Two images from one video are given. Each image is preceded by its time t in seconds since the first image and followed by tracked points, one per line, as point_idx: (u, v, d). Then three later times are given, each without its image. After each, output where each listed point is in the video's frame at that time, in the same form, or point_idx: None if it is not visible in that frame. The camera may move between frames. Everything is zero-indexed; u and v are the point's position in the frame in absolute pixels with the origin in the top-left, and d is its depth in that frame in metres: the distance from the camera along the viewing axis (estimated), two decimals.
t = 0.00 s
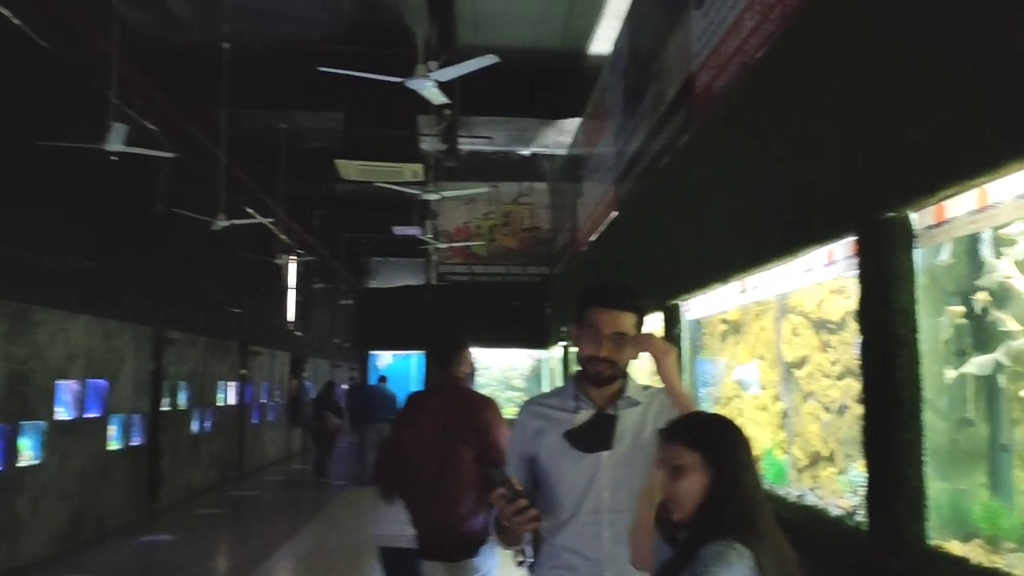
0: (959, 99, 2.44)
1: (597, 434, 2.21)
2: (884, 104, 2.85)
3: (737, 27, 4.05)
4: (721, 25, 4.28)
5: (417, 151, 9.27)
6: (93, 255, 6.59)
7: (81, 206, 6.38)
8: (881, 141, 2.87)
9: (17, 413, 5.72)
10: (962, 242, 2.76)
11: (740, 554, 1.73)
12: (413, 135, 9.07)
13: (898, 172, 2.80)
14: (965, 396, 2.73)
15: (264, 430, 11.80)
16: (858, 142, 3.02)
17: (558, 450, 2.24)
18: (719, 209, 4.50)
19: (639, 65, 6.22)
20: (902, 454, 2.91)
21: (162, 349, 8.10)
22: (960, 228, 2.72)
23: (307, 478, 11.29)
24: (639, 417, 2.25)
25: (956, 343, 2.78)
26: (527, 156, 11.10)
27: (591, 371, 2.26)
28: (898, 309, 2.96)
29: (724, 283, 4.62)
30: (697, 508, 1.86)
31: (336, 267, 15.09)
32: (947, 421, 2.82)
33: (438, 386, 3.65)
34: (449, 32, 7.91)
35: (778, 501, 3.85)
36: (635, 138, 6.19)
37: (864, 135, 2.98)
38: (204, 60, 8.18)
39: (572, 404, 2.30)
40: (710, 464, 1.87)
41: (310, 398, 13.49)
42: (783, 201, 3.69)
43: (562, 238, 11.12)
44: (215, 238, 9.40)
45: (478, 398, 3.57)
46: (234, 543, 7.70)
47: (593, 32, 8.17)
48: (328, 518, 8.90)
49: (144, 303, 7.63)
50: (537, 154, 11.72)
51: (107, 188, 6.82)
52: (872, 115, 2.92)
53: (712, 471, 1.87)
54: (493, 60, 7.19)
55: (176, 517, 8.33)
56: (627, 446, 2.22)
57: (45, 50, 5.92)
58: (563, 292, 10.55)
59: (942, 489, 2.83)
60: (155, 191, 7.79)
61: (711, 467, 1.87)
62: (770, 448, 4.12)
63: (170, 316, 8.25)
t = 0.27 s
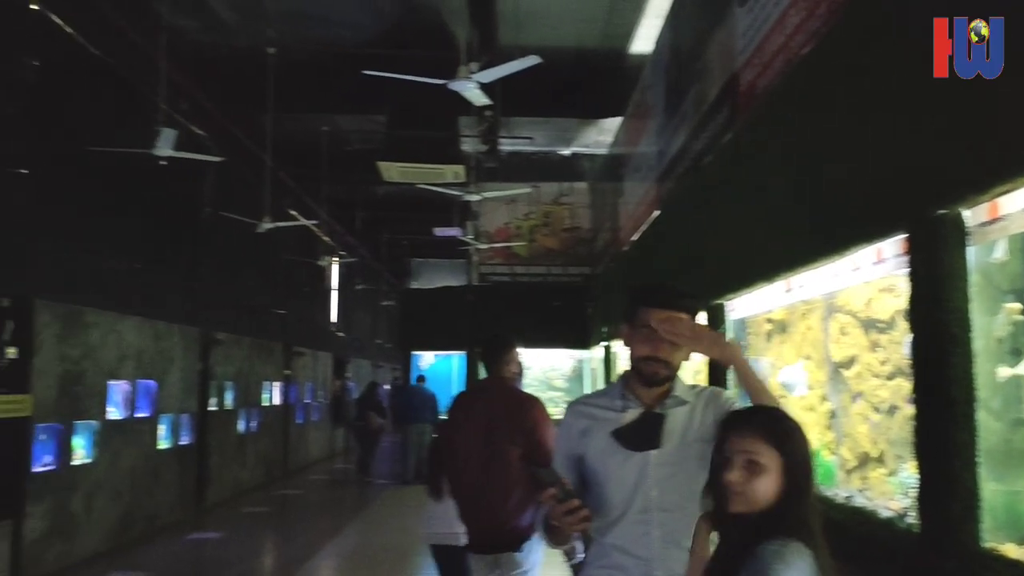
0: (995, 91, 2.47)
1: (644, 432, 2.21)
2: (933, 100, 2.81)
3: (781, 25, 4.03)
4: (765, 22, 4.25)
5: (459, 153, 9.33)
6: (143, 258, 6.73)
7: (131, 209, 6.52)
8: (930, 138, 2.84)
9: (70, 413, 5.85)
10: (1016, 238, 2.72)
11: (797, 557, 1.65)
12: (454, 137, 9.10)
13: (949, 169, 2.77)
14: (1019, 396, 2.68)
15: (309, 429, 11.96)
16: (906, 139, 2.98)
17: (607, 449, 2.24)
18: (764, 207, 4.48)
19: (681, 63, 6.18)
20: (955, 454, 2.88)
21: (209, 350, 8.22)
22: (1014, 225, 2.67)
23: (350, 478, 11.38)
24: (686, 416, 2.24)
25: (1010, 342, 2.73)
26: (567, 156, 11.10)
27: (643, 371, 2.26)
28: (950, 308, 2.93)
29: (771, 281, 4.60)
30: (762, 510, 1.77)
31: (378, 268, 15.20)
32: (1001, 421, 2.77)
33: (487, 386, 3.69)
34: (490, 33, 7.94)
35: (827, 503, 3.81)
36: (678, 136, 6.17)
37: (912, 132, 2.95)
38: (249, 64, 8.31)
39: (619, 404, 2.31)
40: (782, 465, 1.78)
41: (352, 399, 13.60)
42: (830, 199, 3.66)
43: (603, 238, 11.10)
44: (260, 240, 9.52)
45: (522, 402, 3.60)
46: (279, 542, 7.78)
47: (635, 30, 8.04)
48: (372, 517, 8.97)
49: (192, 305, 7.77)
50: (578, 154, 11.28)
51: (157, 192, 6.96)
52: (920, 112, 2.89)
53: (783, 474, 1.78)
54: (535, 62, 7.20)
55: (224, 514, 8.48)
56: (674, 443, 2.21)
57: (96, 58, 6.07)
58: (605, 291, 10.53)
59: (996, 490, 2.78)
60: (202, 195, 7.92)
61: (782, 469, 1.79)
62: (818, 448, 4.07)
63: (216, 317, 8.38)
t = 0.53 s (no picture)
0: (995, 89, 2.69)
1: (688, 434, 2.19)
2: (981, 102, 2.76)
3: (824, 26, 3.99)
4: (807, 23, 4.21)
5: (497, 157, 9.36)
6: (187, 262, 6.85)
7: (176, 215, 6.64)
8: (977, 140, 2.79)
9: (118, 415, 5.97)
10: None
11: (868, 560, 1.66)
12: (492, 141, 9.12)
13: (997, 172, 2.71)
14: None
15: (348, 432, 12.06)
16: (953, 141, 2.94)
17: (651, 451, 2.22)
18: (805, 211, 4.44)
19: (720, 66, 6.15)
20: (1005, 462, 2.82)
21: (250, 353, 8.33)
22: None
23: (389, 481, 11.43)
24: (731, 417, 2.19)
25: None
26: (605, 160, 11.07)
27: (692, 376, 2.23)
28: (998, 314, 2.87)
29: (813, 285, 4.50)
30: (817, 518, 1.76)
31: (416, 273, 15.28)
32: None
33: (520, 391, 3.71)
34: (528, 38, 7.96)
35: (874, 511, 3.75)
36: (718, 139, 6.13)
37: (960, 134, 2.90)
38: (289, 71, 8.42)
39: (665, 407, 2.28)
40: (833, 473, 1.77)
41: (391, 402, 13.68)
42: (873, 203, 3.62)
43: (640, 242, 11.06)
44: (300, 245, 9.63)
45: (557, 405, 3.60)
46: (320, 543, 7.84)
47: (673, 32, 8.00)
48: (410, 520, 9.01)
49: (234, 309, 7.88)
50: (615, 158, 11.18)
51: (200, 198, 7.07)
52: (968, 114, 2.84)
53: (834, 482, 1.77)
54: (573, 66, 7.21)
55: (265, 516, 8.58)
56: (719, 445, 2.18)
57: (142, 67, 6.21)
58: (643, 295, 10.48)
59: None
60: (244, 200, 8.03)
61: (834, 477, 1.77)
62: (862, 454, 4.01)
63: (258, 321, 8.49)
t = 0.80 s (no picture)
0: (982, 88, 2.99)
1: (737, 437, 2.17)
2: None
3: (868, 24, 3.94)
4: (851, 21, 4.17)
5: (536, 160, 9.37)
6: (232, 266, 6.97)
7: (221, 220, 6.75)
8: None
9: (165, 416, 6.08)
10: None
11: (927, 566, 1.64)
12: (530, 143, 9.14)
13: None
14: None
15: (388, 433, 12.15)
16: (1001, 139, 2.88)
17: (698, 454, 2.21)
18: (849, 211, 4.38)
19: (762, 65, 6.10)
20: None
21: (293, 355, 8.44)
22: None
23: (429, 482, 11.49)
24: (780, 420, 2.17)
25: None
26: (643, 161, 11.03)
27: (740, 381, 2.21)
28: None
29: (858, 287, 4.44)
30: (865, 523, 1.75)
31: (456, 276, 15.35)
32: None
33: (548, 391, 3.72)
34: (567, 40, 7.97)
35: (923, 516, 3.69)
36: (759, 139, 6.08)
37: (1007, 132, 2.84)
38: (331, 77, 8.51)
39: (712, 409, 2.27)
40: (879, 476, 1.75)
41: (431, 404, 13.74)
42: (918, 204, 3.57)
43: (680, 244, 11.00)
44: (341, 248, 9.73)
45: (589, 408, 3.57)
46: (362, 543, 7.90)
47: (714, 33, 7.96)
48: (450, 521, 9.05)
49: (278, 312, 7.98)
50: (654, 159, 11.13)
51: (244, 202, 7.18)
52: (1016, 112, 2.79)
53: (881, 485, 1.75)
54: (613, 68, 7.20)
55: (308, 516, 8.68)
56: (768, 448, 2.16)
57: (187, 75, 6.33)
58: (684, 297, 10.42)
59: None
60: (286, 204, 8.14)
61: (879, 480, 1.76)
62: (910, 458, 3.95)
63: (301, 324, 8.59)
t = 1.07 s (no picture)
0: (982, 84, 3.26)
1: (785, 433, 2.16)
2: None
3: (913, 15, 3.88)
4: (895, 13, 4.11)
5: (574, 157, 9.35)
6: (275, 265, 7.06)
7: (264, 219, 6.84)
8: None
9: (211, 413, 6.18)
10: None
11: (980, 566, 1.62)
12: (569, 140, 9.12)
13: None
14: None
15: (428, 430, 12.22)
16: None
17: (746, 450, 2.20)
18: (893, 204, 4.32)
19: (804, 59, 6.04)
20: None
21: (335, 353, 8.53)
22: None
23: (469, 479, 11.53)
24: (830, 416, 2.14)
25: None
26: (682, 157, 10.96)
27: (785, 379, 2.18)
28: None
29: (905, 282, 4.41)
30: (915, 521, 1.73)
31: (494, 273, 15.39)
32: None
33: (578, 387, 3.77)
34: (606, 37, 7.95)
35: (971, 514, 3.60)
36: (801, 134, 6.02)
37: None
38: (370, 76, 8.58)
39: (761, 405, 2.26)
40: (929, 475, 1.73)
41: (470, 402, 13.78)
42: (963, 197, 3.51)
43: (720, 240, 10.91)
44: (381, 246, 9.80)
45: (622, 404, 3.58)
46: (403, 539, 7.94)
47: (755, 26, 7.91)
48: (491, 518, 9.07)
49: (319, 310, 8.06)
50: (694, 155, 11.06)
51: (285, 202, 7.27)
52: None
53: (931, 483, 1.73)
54: (653, 63, 7.18)
55: (349, 512, 8.76)
56: (819, 443, 2.14)
57: (231, 76, 6.43)
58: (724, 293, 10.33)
59: None
60: (327, 203, 8.22)
61: (930, 477, 1.73)
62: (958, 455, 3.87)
63: (342, 321, 8.67)
